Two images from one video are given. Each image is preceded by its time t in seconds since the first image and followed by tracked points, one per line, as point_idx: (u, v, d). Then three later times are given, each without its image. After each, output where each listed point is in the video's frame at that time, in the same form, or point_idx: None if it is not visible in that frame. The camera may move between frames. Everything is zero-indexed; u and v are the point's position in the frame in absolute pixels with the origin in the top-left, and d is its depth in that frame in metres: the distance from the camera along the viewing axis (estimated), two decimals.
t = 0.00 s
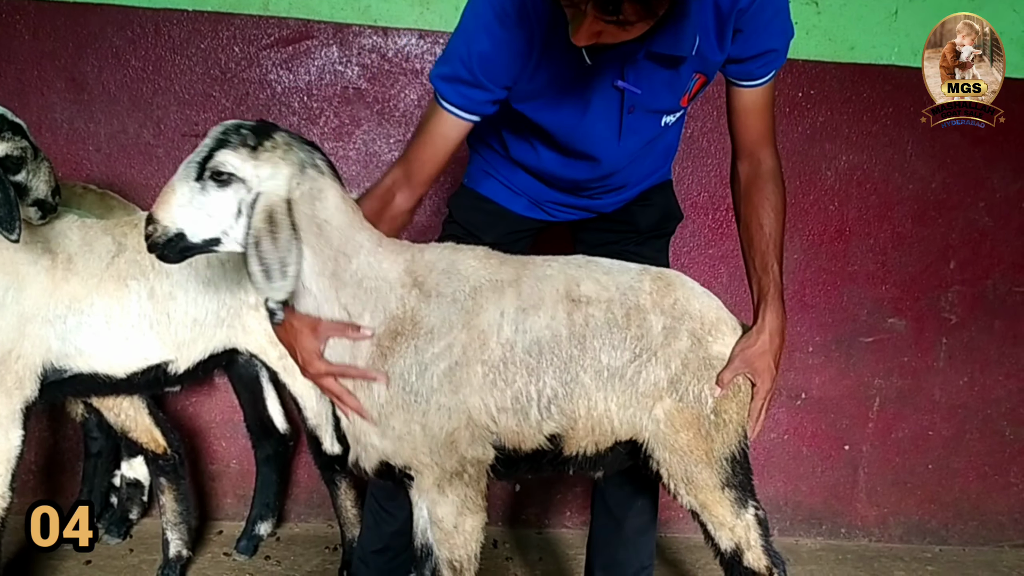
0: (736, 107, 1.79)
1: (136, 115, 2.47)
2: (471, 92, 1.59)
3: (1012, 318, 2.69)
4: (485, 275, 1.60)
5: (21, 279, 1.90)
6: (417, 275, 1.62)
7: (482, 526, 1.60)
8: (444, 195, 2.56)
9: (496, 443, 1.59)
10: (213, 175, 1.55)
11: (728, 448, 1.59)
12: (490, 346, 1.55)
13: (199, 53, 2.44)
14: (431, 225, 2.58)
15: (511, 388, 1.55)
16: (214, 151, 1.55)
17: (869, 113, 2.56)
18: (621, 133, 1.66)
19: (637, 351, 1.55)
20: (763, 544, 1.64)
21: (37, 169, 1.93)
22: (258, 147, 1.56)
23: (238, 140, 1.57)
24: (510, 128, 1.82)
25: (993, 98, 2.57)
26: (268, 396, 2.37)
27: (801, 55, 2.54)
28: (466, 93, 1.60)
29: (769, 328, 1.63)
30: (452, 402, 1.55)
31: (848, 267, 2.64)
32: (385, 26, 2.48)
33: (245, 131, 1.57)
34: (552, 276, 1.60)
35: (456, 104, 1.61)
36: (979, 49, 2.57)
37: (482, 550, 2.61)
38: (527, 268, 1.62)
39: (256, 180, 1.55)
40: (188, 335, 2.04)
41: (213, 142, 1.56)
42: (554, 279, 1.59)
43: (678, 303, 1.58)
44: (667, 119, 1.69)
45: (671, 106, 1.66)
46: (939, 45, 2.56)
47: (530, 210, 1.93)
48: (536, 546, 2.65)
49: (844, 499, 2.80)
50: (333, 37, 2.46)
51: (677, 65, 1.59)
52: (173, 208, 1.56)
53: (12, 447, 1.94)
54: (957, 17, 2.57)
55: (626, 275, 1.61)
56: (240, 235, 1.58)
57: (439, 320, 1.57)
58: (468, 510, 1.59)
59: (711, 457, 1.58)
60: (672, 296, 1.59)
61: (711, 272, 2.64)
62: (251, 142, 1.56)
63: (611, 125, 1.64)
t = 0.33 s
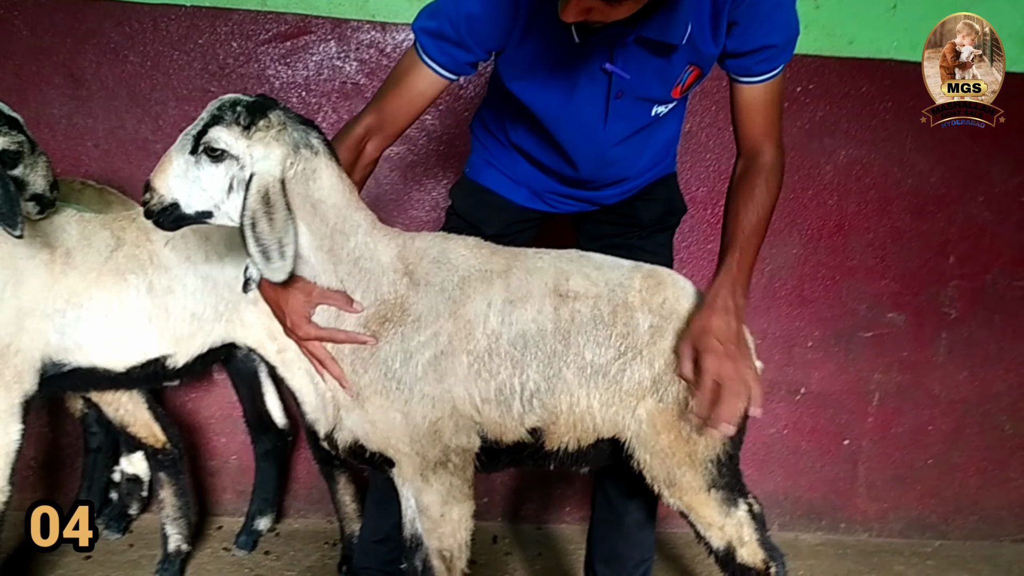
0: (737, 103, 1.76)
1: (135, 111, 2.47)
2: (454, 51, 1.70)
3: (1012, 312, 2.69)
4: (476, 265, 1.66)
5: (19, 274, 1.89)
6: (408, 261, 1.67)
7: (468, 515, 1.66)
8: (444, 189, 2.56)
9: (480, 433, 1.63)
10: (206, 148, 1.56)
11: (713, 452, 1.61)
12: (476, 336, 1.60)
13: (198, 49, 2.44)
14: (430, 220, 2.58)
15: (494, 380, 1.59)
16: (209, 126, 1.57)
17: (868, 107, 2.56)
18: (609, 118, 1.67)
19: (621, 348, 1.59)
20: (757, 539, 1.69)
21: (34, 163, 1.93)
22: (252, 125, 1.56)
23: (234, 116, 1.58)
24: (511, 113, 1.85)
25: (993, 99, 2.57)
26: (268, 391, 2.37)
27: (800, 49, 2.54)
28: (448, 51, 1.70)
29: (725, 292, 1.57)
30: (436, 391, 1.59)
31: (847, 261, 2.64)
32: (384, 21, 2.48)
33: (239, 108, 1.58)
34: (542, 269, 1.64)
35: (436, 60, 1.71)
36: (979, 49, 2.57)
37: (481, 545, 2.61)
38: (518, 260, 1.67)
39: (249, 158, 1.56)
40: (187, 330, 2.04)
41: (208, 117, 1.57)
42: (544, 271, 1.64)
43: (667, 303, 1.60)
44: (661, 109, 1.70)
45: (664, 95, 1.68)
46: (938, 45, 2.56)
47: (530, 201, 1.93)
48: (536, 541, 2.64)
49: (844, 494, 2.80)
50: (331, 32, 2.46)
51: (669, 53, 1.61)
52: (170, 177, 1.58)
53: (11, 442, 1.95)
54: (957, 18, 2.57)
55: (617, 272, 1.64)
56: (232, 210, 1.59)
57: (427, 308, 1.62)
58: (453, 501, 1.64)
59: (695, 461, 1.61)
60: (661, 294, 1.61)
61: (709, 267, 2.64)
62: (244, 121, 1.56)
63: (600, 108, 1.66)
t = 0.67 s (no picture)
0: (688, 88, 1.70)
1: (136, 114, 2.47)
2: (420, 28, 1.77)
3: (1017, 303, 2.68)
4: (465, 263, 1.67)
5: (23, 278, 1.91)
6: (399, 260, 1.69)
7: (463, 514, 1.66)
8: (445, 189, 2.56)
9: (471, 432, 1.65)
10: (200, 146, 1.55)
11: (706, 448, 1.65)
12: (465, 334, 1.61)
13: (198, 52, 2.44)
14: (431, 219, 2.58)
15: (483, 377, 1.61)
16: (204, 123, 1.56)
17: (870, 100, 2.55)
18: (577, 107, 1.67)
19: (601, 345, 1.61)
20: (757, 533, 1.73)
21: (36, 169, 1.94)
22: (250, 127, 1.56)
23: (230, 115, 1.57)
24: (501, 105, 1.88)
25: (994, 98, 2.56)
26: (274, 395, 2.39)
27: (800, 45, 2.53)
28: (414, 29, 1.78)
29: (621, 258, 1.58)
30: (426, 390, 1.60)
31: (849, 255, 2.63)
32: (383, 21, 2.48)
33: (236, 108, 1.57)
34: (530, 268, 1.66)
35: (403, 37, 1.78)
36: (979, 49, 2.57)
37: (487, 544, 2.61)
38: (507, 258, 1.69)
39: (245, 158, 1.56)
40: (191, 331, 2.04)
41: (203, 114, 1.56)
42: (532, 270, 1.66)
43: (645, 298, 1.64)
44: (632, 97, 1.70)
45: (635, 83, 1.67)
46: (938, 45, 2.55)
47: (524, 195, 1.96)
48: (542, 538, 2.65)
49: (852, 487, 2.80)
50: (331, 33, 2.46)
51: (634, 39, 1.59)
52: (156, 170, 1.56)
53: (18, 446, 1.97)
54: (957, 18, 2.57)
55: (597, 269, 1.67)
56: (221, 208, 1.59)
57: (416, 306, 1.64)
58: (445, 501, 1.64)
59: (689, 457, 1.64)
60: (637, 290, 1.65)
61: (712, 261, 2.63)
62: (242, 121, 1.56)
63: (568, 97, 1.66)
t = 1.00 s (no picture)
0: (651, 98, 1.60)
1: (140, 116, 2.48)
2: (407, 16, 1.79)
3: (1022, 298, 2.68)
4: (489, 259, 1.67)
5: (29, 280, 1.92)
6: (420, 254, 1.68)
7: (481, 515, 1.67)
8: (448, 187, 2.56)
9: (492, 430, 1.66)
10: (217, 142, 1.56)
11: (730, 454, 1.66)
12: (488, 333, 1.62)
13: (201, 53, 2.45)
14: (434, 218, 2.59)
15: (507, 377, 1.62)
16: (220, 119, 1.56)
17: (872, 96, 2.54)
18: (555, 102, 1.70)
19: (634, 349, 1.62)
20: (781, 537, 1.74)
21: (40, 172, 1.97)
22: (266, 122, 1.56)
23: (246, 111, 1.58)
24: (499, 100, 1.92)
25: (994, 98, 2.56)
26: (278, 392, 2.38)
27: (801, 42, 2.53)
28: (402, 16, 1.80)
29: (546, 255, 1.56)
30: (447, 389, 1.61)
31: (854, 251, 2.63)
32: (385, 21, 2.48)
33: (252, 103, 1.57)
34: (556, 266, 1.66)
35: (391, 25, 1.80)
36: (979, 49, 2.57)
37: (494, 541, 2.61)
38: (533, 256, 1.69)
39: (262, 153, 1.56)
40: (197, 332, 2.04)
41: (220, 110, 1.56)
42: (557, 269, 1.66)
43: (681, 301, 1.64)
44: (614, 96, 1.69)
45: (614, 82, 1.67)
46: (939, 45, 2.55)
47: (524, 191, 1.96)
48: (549, 536, 2.65)
49: (857, 483, 2.80)
50: (333, 33, 2.47)
51: (607, 35, 1.60)
52: (174, 168, 1.56)
53: (25, 446, 1.98)
54: (957, 18, 2.57)
55: (629, 269, 1.68)
56: (239, 205, 1.59)
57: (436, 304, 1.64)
58: (465, 501, 1.65)
59: (713, 464, 1.66)
60: (675, 293, 1.65)
61: (717, 259, 2.64)
62: (258, 117, 1.56)
63: (546, 90, 1.70)
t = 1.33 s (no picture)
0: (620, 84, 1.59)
1: (145, 116, 2.49)
2: None
3: None
4: (500, 257, 1.68)
5: (35, 279, 1.93)
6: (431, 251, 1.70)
7: (490, 515, 1.66)
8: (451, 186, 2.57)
9: (502, 431, 1.66)
10: (231, 129, 1.55)
11: (743, 451, 1.67)
12: (500, 331, 1.63)
13: (205, 53, 2.46)
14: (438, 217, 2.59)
15: (519, 376, 1.62)
16: (234, 106, 1.55)
17: (875, 93, 2.55)
18: (546, 95, 1.74)
19: (649, 347, 1.63)
20: (792, 533, 1.74)
21: (45, 171, 1.96)
22: (281, 105, 1.56)
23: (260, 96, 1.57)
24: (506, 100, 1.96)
25: (993, 99, 2.57)
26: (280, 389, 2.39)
27: (803, 40, 2.53)
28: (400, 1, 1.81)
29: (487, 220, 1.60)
30: (458, 387, 1.61)
31: (857, 248, 2.63)
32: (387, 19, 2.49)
33: (267, 88, 1.57)
34: (567, 264, 1.68)
35: (389, 10, 1.81)
36: (979, 49, 2.56)
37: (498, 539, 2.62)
38: (544, 253, 1.70)
39: (277, 137, 1.55)
40: (201, 330, 2.04)
41: (234, 97, 1.56)
42: (569, 267, 1.67)
43: (694, 298, 1.66)
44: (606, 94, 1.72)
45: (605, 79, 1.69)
46: (938, 45, 2.55)
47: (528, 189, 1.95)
48: (554, 534, 2.65)
49: (861, 480, 2.80)
50: (336, 32, 2.48)
51: (599, 31, 1.65)
52: (186, 160, 1.55)
53: (32, 445, 1.99)
54: (956, 18, 2.57)
55: (643, 267, 1.69)
56: (255, 193, 1.58)
57: (448, 300, 1.64)
58: (475, 501, 1.64)
59: (726, 461, 1.66)
60: (688, 290, 1.66)
61: (720, 256, 2.64)
62: (273, 100, 1.56)
63: (539, 84, 1.74)
